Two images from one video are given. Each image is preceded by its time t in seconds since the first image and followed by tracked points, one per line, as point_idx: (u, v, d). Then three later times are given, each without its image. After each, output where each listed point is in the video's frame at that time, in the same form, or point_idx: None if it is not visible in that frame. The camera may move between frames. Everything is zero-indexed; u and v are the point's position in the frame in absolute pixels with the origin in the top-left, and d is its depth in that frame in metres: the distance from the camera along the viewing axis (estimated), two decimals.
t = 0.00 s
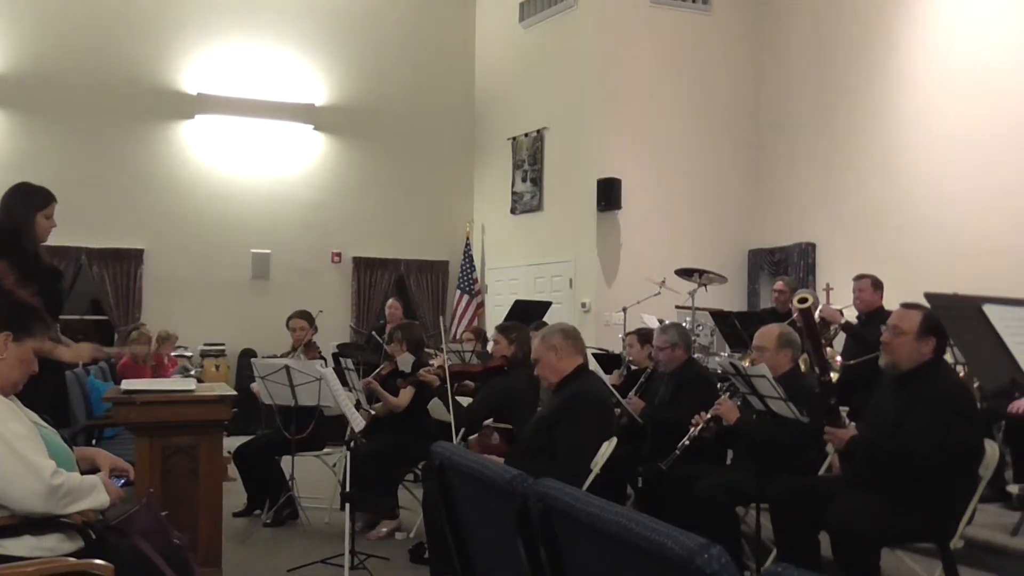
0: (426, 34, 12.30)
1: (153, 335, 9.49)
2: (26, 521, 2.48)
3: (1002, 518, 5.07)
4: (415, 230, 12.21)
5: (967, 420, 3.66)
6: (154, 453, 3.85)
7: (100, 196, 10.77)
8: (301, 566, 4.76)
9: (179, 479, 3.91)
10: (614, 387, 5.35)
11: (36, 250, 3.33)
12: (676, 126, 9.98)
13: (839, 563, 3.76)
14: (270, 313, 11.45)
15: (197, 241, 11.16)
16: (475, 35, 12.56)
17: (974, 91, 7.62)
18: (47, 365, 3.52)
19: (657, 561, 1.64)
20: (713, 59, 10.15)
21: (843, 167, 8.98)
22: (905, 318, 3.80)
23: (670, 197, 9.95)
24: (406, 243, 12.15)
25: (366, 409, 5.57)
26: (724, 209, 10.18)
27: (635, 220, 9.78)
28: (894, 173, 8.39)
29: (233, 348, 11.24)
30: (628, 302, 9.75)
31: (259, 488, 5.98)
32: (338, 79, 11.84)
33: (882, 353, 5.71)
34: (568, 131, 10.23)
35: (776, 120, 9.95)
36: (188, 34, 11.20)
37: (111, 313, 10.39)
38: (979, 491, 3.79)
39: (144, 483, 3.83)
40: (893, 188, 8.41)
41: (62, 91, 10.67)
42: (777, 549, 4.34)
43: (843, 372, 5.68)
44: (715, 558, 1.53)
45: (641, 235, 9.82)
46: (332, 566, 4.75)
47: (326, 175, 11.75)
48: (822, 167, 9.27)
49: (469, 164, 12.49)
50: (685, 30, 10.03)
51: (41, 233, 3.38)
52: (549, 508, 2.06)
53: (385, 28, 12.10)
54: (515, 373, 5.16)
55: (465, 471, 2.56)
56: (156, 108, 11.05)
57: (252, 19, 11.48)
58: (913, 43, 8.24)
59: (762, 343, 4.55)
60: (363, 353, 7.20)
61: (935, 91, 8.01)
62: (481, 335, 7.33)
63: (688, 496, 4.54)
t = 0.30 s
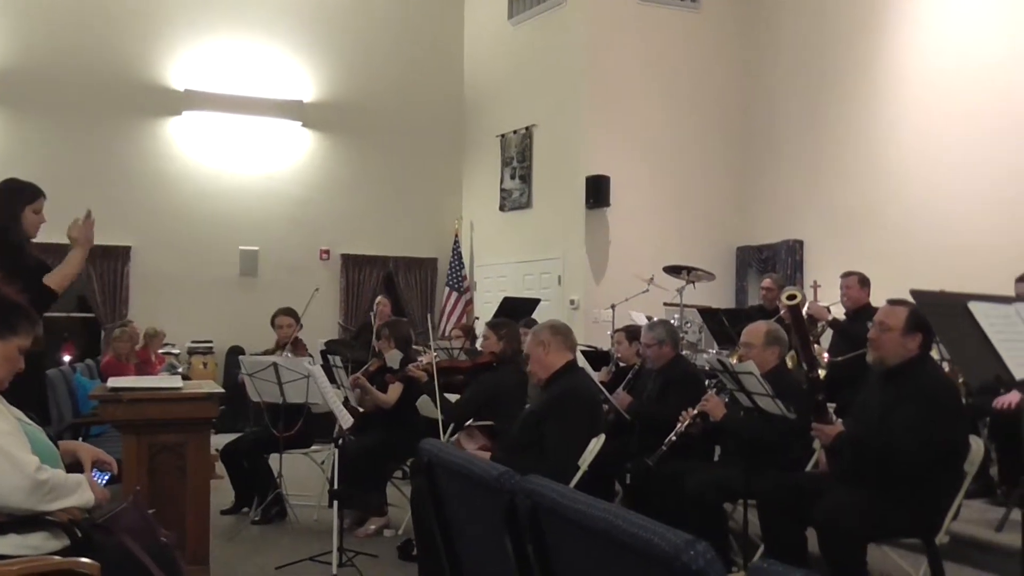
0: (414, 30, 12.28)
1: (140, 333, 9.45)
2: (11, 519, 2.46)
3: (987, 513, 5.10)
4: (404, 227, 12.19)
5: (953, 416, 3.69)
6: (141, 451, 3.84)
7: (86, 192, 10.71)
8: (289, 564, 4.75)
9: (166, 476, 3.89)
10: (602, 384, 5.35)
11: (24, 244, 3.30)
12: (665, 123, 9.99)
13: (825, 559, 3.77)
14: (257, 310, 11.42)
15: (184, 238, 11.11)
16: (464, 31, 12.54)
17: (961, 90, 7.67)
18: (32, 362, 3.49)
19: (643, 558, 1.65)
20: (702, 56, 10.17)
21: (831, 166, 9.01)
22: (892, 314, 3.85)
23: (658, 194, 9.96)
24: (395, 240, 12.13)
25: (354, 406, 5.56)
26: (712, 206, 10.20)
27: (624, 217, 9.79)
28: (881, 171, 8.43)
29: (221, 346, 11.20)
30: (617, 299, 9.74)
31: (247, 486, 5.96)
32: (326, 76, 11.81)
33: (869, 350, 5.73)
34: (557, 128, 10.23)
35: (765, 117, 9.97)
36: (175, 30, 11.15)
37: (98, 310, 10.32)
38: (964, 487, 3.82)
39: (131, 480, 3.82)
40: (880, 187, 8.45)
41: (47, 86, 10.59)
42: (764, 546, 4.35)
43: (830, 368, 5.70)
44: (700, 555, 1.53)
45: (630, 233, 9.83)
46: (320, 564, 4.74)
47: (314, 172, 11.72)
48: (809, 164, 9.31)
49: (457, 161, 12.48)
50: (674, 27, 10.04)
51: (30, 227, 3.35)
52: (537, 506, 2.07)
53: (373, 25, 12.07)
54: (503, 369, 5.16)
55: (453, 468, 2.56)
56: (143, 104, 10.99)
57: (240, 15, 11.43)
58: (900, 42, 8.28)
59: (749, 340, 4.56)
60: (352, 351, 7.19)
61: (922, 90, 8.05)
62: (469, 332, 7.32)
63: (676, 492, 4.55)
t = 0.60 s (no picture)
0: (401, 24, 12.23)
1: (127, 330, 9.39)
2: None
3: (972, 503, 5.13)
4: (392, 222, 12.17)
5: (938, 407, 3.71)
6: (128, 448, 3.82)
7: (70, 188, 10.62)
8: (278, 560, 4.75)
9: (153, 474, 3.88)
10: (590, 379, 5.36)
11: (10, 243, 3.29)
12: (652, 116, 9.99)
13: (813, 550, 3.79)
14: (244, 306, 11.38)
15: (170, 233, 11.05)
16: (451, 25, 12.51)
17: (946, 83, 7.71)
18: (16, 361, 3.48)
19: (631, 552, 1.65)
20: (689, 49, 10.17)
21: (817, 158, 9.04)
22: (877, 307, 3.87)
23: (646, 187, 9.97)
24: (382, 234, 12.10)
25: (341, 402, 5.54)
26: (699, 199, 10.21)
27: (611, 211, 9.79)
28: (867, 163, 8.46)
29: (208, 342, 11.15)
30: (605, 292, 9.74)
31: (235, 483, 5.95)
32: (312, 70, 11.76)
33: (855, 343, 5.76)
34: (544, 122, 10.22)
35: (752, 110, 9.98)
36: (159, 25, 11.07)
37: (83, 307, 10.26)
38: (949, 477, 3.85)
39: (117, 478, 3.79)
40: (866, 180, 8.48)
41: (29, 81, 10.49)
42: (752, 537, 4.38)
43: (817, 361, 5.72)
44: (687, 547, 1.53)
45: (618, 226, 9.83)
46: (308, 560, 4.74)
47: (301, 167, 11.68)
48: (796, 157, 9.33)
49: (445, 155, 12.45)
50: (660, 20, 10.03)
51: (16, 224, 3.33)
52: (524, 500, 2.07)
53: (359, 18, 12.02)
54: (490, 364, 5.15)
55: (440, 463, 2.56)
56: (127, 99, 10.91)
57: (225, 9, 11.36)
58: (885, 35, 8.31)
59: (735, 333, 4.58)
60: (340, 346, 7.17)
61: (907, 83, 8.09)
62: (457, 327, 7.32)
63: (663, 486, 4.57)
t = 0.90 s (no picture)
0: (384, 18, 12.20)
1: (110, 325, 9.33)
2: None
3: (954, 493, 5.18)
4: (376, 216, 12.14)
5: (920, 398, 3.74)
6: (112, 444, 3.79)
7: (51, 182, 10.53)
8: (264, 555, 4.74)
9: (137, 469, 3.86)
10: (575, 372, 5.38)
11: None
12: (636, 110, 10.00)
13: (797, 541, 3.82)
14: (229, 301, 11.33)
15: (154, 227, 10.98)
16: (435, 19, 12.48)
17: (928, 76, 7.76)
18: None
19: (615, 543, 1.65)
20: (673, 42, 10.18)
21: (801, 151, 9.08)
22: (860, 299, 3.90)
23: (631, 181, 9.98)
24: (367, 228, 12.08)
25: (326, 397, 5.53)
26: (684, 192, 10.23)
27: (597, 204, 9.80)
28: (850, 156, 8.51)
29: (192, 337, 11.10)
30: (591, 285, 9.75)
31: (220, 479, 5.93)
32: (296, 64, 11.71)
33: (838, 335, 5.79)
34: (529, 115, 10.21)
35: (736, 103, 10.01)
36: (140, 18, 10.99)
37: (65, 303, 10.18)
38: (932, 467, 3.88)
39: (101, 474, 3.77)
40: (849, 173, 8.52)
41: (9, 74, 10.38)
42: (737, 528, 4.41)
43: (801, 353, 5.75)
44: (671, 538, 1.53)
45: (603, 220, 9.84)
46: (294, 555, 4.73)
47: (286, 161, 11.64)
48: (780, 150, 9.36)
49: (430, 149, 12.43)
50: (645, 13, 10.04)
51: None
52: (509, 493, 2.07)
53: (343, 12, 11.97)
54: (476, 358, 5.16)
55: (425, 457, 2.56)
56: (108, 92, 10.82)
57: (207, 3, 11.29)
58: (868, 29, 8.36)
59: (719, 326, 4.61)
60: (325, 340, 7.16)
61: (890, 76, 8.14)
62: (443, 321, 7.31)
63: (649, 478, 4.59)
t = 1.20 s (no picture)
0: (368, 9, 12.15)
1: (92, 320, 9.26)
2: None
3: (936, 484, 5.21)
4: (362, 209, 12.10)
5: (902, 391, 3.76)
6: (94, 439, 3.77)
7: (31, 175, 10.43)
8: (248, 550, 4.72)
9: (120, 464, 3.84)
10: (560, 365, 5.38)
11: None
12: (621, 103, 10.00)
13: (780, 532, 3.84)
14: (213, 295, 11.28)
15: (136, 220, 10.91)
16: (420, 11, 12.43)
17: (910, 69, 7.81)
18: None
19: (599, 535, 1.65)
20: (659, 35, 10.18)
21: (784, 144, 9.11)
22: (843, 292, 3.93)
23: (616, 174, 9.98)
24: (352, 222, 12.04)
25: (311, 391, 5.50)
26: (669, 185, 10.25)
27: (582, 197, 9.80)
28: (833, 149, 8.55)
29: (176, 331, 11.04)
30: (576, 278, 9.76)
31: (204, 473, 5.91)
32: (280, 56, 11.65)
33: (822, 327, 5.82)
34: (514, 108, 10.20)
35: (721, 96, 10.03)
36: (121, 10, 10.89)
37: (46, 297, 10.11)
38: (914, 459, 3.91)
39: (83, 470, 3.75)
40: (833, 167, 8.56)
41: None
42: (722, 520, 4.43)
43: (785, 345, 5.77)
44: (655, 530, 1.54)
45: (589, 213, 9.84)
46: (279, 549, 4.72)
47: (270, 154, 11.58)
48: (764, 143, 9.39)
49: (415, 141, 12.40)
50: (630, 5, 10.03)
51: None
52: (494, 485, 2.07)
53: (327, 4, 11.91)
54: (462, 351, 5.16)
55: (410, 450, 2.55)
56: (89, 84, 10.73)
57: None
58: (850, 22, 8.40)
59: (704, 319, 4.62)
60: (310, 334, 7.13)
61: (872, 70, 8.18)
62: (428, 314, 7.29)
63: (634, 470, 4.60)
